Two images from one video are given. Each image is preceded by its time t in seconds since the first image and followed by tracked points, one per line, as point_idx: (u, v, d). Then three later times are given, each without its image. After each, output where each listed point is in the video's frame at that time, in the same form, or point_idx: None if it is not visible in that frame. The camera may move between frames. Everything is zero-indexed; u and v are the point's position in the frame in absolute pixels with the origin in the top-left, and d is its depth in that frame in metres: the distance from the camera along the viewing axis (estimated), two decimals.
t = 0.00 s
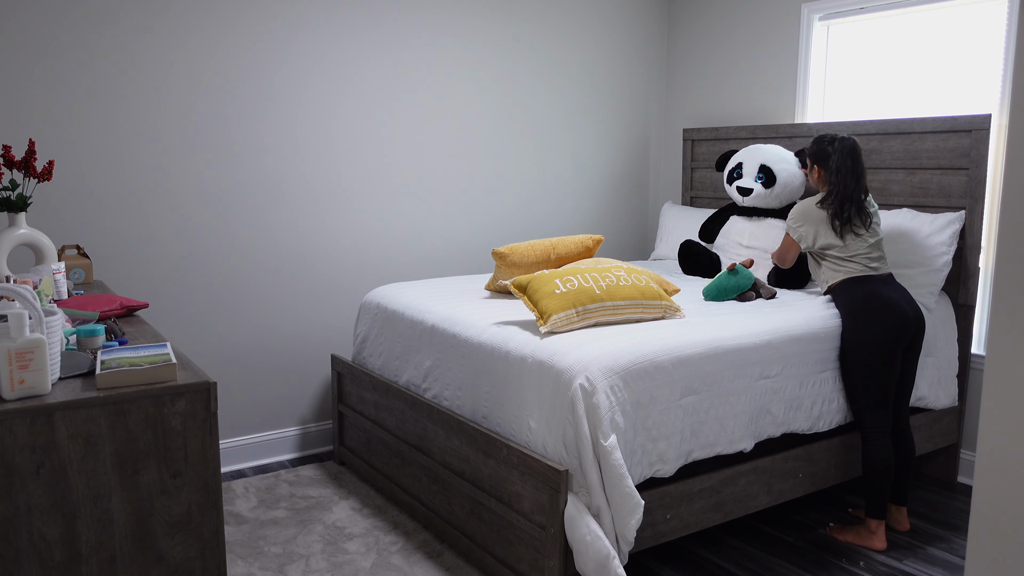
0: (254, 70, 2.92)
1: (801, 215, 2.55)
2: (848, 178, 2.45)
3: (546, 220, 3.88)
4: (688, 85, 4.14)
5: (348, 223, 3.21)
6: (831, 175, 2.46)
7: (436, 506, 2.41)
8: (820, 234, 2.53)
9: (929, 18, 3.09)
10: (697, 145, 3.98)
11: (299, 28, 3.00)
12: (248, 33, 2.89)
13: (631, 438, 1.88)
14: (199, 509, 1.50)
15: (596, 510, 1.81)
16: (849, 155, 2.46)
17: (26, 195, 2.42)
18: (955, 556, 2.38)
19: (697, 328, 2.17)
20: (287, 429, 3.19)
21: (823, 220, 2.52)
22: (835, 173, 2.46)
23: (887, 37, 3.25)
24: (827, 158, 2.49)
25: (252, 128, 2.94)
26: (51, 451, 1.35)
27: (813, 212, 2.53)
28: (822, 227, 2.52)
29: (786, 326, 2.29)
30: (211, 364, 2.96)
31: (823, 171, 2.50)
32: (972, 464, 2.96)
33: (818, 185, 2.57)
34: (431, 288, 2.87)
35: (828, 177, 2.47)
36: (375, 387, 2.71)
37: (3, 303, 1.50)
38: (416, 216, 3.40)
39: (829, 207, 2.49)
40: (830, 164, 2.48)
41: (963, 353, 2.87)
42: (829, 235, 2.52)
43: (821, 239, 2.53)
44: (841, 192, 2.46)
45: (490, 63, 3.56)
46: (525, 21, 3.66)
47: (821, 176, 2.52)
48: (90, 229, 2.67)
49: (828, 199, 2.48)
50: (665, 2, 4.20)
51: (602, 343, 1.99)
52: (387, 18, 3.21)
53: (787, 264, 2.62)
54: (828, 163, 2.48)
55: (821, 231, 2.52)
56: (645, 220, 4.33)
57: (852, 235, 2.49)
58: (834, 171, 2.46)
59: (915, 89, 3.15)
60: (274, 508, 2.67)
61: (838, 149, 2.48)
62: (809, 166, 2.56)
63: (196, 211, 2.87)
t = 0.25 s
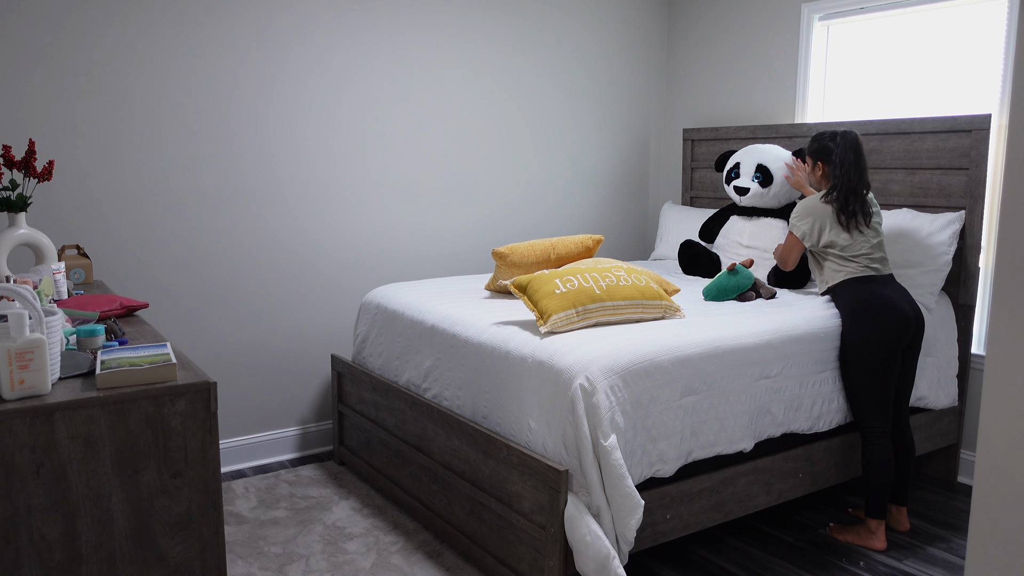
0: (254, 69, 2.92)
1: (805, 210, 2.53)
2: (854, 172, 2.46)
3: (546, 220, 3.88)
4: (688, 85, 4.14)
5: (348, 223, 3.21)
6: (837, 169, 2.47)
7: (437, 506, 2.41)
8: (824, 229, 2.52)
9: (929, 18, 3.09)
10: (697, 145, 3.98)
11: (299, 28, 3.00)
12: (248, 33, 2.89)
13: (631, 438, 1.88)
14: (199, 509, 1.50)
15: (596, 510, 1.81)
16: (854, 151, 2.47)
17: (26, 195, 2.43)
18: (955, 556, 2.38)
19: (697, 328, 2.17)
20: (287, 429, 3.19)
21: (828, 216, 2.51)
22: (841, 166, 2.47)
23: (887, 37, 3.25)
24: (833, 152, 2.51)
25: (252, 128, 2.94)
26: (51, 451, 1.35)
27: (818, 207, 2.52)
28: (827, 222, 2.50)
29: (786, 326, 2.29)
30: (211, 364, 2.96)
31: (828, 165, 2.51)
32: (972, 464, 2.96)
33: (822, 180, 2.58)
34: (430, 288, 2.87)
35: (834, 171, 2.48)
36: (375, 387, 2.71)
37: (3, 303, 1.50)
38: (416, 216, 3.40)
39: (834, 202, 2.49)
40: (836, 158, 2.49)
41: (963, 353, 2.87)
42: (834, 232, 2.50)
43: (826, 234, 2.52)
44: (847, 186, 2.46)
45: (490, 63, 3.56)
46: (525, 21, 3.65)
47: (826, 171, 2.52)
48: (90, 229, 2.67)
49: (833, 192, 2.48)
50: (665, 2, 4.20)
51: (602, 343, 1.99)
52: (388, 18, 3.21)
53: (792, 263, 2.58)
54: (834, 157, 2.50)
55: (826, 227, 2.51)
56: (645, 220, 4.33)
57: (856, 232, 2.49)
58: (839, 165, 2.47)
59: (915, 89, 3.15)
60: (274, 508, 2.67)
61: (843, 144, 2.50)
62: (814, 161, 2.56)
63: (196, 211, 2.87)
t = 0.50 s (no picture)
0: (254, 69, 2.92)
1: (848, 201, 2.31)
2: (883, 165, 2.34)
3: (546, 220, 3.88)
4: (688, 85, 4.14)
5: (348, 224, 3.21)
6: (867, 160, 2.33)
7: (437, 506, 2.41)
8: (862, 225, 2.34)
9: (929, 18, 3.09)
10: (697, 145, 3.98)
11: (299, 28, 3.00)
12: (248, 34, 2.89)
13: (631, 439, 1.88)
14: (199, 509, 1.50)
15: (596, 510, 1.81)
16: (882, 141, 2.35)
17: (26, 195, 2.43)
18: (955, 556, 2.38)
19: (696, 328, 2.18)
20: (287, 429, 3.19)
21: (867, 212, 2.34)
22: (871, 158, 2.34)
23: (887, 37, 3.25)
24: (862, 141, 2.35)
25: (252, 128, 2.94)
26: (51, 451, 1.35)
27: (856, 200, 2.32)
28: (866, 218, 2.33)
29: (786, 326, 2.29)
30: (211, 364, 2.96)
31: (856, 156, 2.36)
32: (972, 464, 2.96)
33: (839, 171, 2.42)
34: (431, 288, 2.87)
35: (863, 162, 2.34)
36: (375, 387, 2.71)
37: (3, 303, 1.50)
38: (416, 216, 3.40)
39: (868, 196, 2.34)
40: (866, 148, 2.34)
41: (963, 353, 2.87)
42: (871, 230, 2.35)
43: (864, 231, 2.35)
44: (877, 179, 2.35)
45: (490, 63, 3.56)
46: (525, 20, 3.65)
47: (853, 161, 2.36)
48: (90, 229, 2.67)
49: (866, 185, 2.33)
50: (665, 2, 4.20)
51: (602, 343, 1.99)
52: (387, 18, 3.21)
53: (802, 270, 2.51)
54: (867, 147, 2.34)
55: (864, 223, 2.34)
56: (645, 220, 4.33)
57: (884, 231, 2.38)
58: (870, 157, 2.33)
59: (915, 89, 3.15)
60: (274, 508, 2.67)
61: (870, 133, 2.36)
62: (834, 149, 2.40)
63: (196, 211, 2.87)
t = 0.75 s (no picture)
0: (254, 69, 2.92)
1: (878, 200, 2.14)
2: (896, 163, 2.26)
3: (546, 220, 3.88)
4: (687, 84, 4.14)
5: (348, 224, 3.22)
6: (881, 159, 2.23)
7: (437, 507, 2.41)
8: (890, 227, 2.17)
9: (929, 18, 3.09)
10: (697, 145, 3.98)
11: (299, 28, 3.00)
12: (248, 34, 2.89)
13: (631, 439, 1.88)
14: (199, 509, 1.50)
15: (596, 511, 1.81)
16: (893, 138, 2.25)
17: (26, 195, 2.43)
18: (955, 556, 2.38)
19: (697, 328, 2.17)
20: (287, 429, 3.20)
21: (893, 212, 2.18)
22: (888, 156, 2.24)
23: (887, 38, 3.25)
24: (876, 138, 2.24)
25: (252, 128, 2.94)
26: (51, 451, 1.35)
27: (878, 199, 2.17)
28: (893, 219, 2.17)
29: (786, 326, 2.29)
30: (211, 364, 2.96)
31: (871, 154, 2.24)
32: (973, 464, 2.96)
33: (846, 171, 2.28)
34: (431, 288, 2.87)
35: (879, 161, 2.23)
36: (375, 387, 2.71)
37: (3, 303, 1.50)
38: (416, 216, 3.41)
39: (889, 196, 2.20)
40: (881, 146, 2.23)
41: (963, 353, 2.87)
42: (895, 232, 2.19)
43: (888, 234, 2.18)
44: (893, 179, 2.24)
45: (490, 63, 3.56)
46: (525, 20, 3.66)
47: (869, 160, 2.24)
48: (90, 229, 2.67)
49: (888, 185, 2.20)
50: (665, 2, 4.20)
51: (602, 343, 1.99)
52: (387, 18, 3.21)
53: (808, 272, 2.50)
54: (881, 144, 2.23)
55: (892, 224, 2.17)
56: (645, 220, 4.33)
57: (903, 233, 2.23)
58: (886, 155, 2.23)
59: (915, 89, 3.15)
60: (274, 508, 2.67)
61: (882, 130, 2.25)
62: (847, 147, 2.25)
63: (197, 211, 2.87)
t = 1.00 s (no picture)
0: (254, 69, 2.92)
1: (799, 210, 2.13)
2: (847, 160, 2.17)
3: (546, 220, 3.89)
4: (688, 84, 4.14)
5: (348, 224, 3.22)
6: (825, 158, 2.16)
7: (437, 507, 2.41)
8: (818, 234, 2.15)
9: (930, 18, 3.09)
10: (697, 145, 3.98)
11: (300, 29, 3.00)
12: (249, 34, 2.89)
13: (631, 439, 1.88)
14: (199, 509, 1.50)
15: (596, 511, 1.81)
16: (842, 133, 2.18)
17: (26, 195, 2.43)
18: (955, 556, 2.38)
19: (697, 329, 2.17)
20: (287, 429, 3.20)
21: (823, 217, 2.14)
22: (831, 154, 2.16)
23: (887, 38, 3.25)
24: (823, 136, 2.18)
25: (253, 128, 2.94)
26: (51, 451, 1.35)
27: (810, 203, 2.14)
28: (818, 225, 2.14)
29: (786, 326, 2.29)
30: (211, 364, 2.96)
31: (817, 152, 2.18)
32: (972, 464, 2.96)
33: (795, 168, 2.25)
34: (431, 288, 2.87)
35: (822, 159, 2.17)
36: (375, 388, 2.71)
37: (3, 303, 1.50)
38: (416, 216, 3.41)
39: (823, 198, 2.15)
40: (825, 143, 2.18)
41: (963, 353, 2.87)
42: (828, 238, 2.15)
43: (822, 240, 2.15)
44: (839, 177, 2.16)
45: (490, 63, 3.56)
46: (525, 21, 3.66)
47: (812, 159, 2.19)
48: (90, 229, 2.67)
49: (823, 185, 2.15)
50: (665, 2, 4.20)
51: (602, 343, 1.99)
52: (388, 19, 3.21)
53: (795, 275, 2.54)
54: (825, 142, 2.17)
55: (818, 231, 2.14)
56: (645, 220, 4.33)
57: (847, 235, 2.17)
58: (828, 153, 2.16)
59: (915, 88, 3.15)
60: (274, 508, 2.67)
61: (832, 127, 2.19)
62: (792, 143, 2.22)
63: (197, 211, 2.87)
